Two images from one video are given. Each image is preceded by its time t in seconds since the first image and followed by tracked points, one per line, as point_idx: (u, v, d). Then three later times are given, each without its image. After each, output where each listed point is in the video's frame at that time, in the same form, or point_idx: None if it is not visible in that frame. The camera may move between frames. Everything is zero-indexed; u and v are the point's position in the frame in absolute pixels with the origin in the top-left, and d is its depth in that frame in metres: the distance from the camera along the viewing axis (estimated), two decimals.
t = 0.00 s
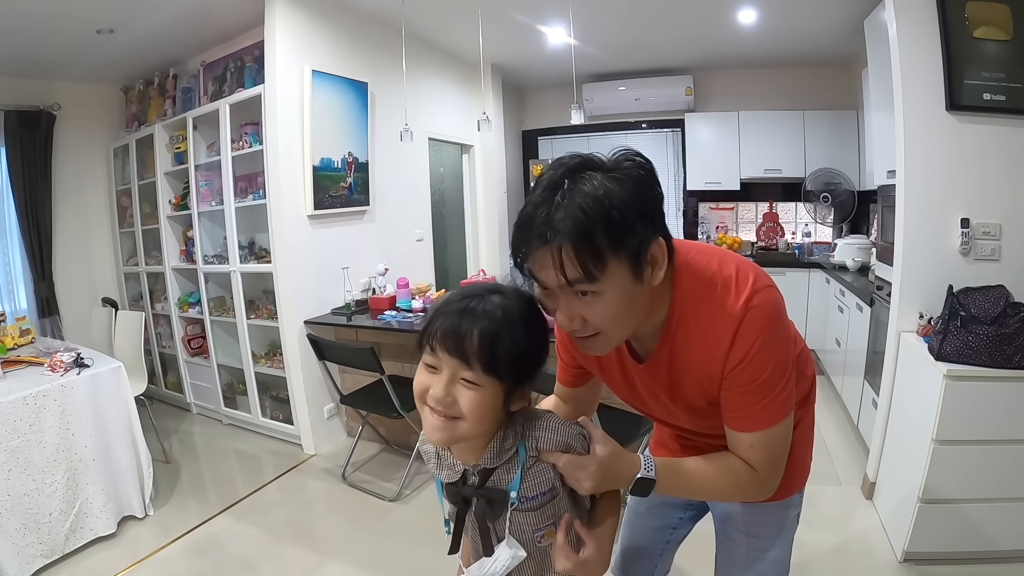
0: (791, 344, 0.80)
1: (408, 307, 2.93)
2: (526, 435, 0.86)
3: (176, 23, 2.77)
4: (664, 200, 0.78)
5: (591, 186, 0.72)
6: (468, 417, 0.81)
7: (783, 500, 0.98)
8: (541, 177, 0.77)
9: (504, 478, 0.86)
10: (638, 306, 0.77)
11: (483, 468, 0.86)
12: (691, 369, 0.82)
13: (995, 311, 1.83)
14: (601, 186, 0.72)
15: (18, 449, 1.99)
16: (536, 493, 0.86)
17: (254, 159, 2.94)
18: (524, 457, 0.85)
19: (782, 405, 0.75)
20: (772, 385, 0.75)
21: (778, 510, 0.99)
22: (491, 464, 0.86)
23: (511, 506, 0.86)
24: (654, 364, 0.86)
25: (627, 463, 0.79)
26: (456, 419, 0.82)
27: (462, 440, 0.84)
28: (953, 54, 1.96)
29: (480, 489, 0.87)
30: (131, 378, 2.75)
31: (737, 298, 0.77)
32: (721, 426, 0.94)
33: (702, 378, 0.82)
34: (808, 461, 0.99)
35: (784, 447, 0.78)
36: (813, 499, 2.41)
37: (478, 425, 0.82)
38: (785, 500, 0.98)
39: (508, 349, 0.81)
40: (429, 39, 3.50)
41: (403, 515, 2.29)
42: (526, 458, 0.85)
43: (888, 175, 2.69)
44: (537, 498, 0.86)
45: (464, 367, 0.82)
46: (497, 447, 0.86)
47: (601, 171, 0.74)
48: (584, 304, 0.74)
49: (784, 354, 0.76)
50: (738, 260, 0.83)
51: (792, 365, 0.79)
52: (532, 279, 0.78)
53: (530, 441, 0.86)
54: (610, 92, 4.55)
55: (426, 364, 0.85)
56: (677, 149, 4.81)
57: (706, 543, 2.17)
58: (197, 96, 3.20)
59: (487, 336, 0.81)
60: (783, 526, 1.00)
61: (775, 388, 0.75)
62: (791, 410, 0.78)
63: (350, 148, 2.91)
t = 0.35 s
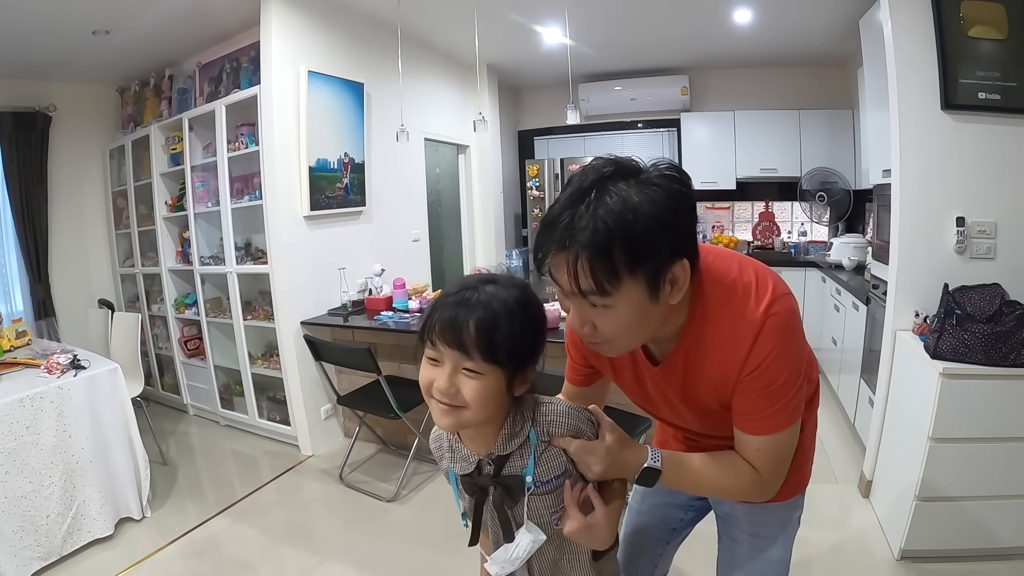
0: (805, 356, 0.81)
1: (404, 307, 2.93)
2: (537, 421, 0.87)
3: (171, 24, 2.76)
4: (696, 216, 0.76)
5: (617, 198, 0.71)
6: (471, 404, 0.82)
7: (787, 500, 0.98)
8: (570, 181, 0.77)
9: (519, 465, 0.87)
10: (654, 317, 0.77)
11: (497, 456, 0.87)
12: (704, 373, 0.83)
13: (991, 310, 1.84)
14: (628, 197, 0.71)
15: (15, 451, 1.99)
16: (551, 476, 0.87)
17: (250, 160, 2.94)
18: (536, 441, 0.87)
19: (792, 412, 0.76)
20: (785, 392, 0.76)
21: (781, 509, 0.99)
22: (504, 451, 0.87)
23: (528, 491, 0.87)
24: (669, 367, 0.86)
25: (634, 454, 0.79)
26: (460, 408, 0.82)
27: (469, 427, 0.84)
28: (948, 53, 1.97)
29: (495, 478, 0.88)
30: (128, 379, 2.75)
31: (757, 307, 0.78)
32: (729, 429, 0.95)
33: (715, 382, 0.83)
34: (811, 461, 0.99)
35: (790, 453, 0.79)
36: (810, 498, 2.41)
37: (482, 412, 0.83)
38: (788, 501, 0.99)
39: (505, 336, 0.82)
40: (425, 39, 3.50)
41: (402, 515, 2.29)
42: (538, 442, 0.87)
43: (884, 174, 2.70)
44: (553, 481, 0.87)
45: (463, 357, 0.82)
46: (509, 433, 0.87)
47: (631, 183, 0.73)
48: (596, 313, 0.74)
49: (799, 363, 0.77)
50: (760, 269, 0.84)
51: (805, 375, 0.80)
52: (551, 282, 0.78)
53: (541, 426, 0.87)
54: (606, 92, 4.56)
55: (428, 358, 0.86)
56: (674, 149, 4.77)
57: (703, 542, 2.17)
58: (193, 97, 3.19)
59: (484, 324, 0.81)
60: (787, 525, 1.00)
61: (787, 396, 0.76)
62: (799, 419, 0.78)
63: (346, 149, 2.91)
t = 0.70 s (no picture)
0: (812, 354, 0.82)
1: (398, 310, 2.93)
2: (535, 421, 0.87)
3: (163, 28, 2.76)
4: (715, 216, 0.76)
5: (638, 193, 0.71)
6: (458, 418, 0.83)
7: (785, 496, 0.98)
8: (593, 173, 0.77)
9: (522, 465, 0.87)
10: (666, 312, 0.77)
11: (500, 460, 0.87)
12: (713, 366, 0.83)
13: (983, 306, 1.84)
14: (650, 192, 0.71)
15: (9, 458, 1.98)
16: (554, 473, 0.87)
17: (243, 163, 2.93)
18: (535, 440, 0.86)
19: (796, 407, 0.77)
20: (790, 386, 0.76)
21: (779, 505, 0.99)
22: (506, 455, 0.87)
23: (533, 489, 0.87)
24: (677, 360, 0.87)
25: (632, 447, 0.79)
26: (449, 422, 0.84)
27: (465, 437, 0.86)
28: (938, 51, 1.98)
29: (501, 480, 0.87)
30: (122, 384, 2.74)
31: (766, 301, 0.78)
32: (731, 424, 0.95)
33: (724, 375, 0.83)
34: (809, 456, 0.99)
35: (791, 448, 0.79)
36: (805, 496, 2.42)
37: (472, 422, 0.83)
38: (786, 497, 0.99)
39: (469, 347, 0.81)
40: (417, 42, 3.50)
41: (398, 517, 2.29)
42: (537, 443, 0.87)
43: (874, 173, 2.71)
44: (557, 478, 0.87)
45: (434, 375, 0.82)
46: (508, 436, 0.87)
47: (653, 178, 0.73)
48: (608, 304, 0.74)
49: (805, 358, 0.77)
50: (772, 265, 0.84)
51: (810, 372, 0.80)
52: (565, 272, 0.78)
53: (538, 426, 0.87)
54: (598, 92, 4.56)
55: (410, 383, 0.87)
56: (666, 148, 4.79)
57: (699, 540, 2.17)
58: (184, 101, 3.19)
59: (446, 340, 0.81)
60: (786, 521, 1.00)
61: (792, 390, 0.76)
62: (802, 415, 0.78)
63: (338, 151, 2.91)
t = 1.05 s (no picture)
0: (809, 352, 0.82)
1: (398, 308, 2.92)
2: (533, 415, 0.87)
3: (161, 26, 2.75)
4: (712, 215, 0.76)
5: (633, 192, 0.71)
6: (453, 407, 0.82)
7: (780, 493, 0.98)
8: (589, 169, 0.77)
9: (521, 459, 0.87)
10: (661, 309, 0.77)
11: (498, 455, 0.87)
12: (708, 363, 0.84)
13: (982, 302, 1.84)
14: (646, 189, 0.71)
15: (10, 457, 1.98)
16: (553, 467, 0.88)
17: (242, 162, 2.93)
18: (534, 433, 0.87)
19: (792, 405, 0.77)
20: (787, 384, 0.76)
21: (778, 500, 0.99)
22: (504, 449, 0.87)
23: (532, 484, 0.87)
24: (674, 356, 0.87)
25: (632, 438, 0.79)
26: (444, 412, 0.83)
27: (459, 430, 0.84)
28: (937, 48, 1.98)
29: (499, 475, 0.88)
30: (122, 383, 2.75)
31: (763, 299, 0.79)
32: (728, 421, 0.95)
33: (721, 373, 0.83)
34: (807, 452, 0.99)
35: (788, 445, 0.79)
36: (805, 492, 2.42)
37: (466, 413, 0.82)
38: (783, 494, 0.99)
39: (469, 335, 0.81)
40: (415, 39, 3.50)
41: (398, 515, 2.29)
42: (536, 436, 0.87)
43: (873, 169, 2.71)
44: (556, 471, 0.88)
45: (433, 361, 0.82)
46: (507, 429, 0.87)
47: (649, 176, 0.73)
48: (602, 301, 0.75)
49: (801, 357, 0.78)
50: (770, 263, 0.84)
51: (807, 370, 0.81)
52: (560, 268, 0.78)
53: (537, 419, 0.87)
54: (597, 90, 4.56)
55: (407, 372, 0.87)
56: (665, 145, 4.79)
57: (699, 537, 2.18)
58: (183, 100, 3.18)
59: (449, 326, 0.82)
60: (785, 517, 1.00)
61: (788, 388, 0.76)
62: (798, 413, 0.79)
63: (338, 149, 2.91)
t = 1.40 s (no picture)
0: (812, 352, 0.82)
1: (398, 304, 2.90)
2: (546, 407, 0.89)
3: (160, 22, 2.75)
4: (714, 221, 0.75)
5: (634, 202, 0.70)
6: (462, 398, 0.82)
7: (782, 489, 0.98)
8: (589, 177, 0.76)
9: (538, 453, 0.88)
10: (662, 318, 0.77)
11: (516, 451, 0.88)
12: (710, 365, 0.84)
13: (982, 299, 1.84)
14: (646, 199, 0.70)
15: (9, 454, 1.98)
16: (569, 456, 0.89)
17: (241, 158, 2.93)
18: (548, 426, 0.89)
19: (796, 405, 0.77)
20: (790, 386, 0.76)
21: (780, 495, 0.99)
22: (521, 444, 0.87)
23: (551, 475, 0.89)
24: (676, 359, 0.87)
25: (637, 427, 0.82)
26: (454, 404, 0.83)
27: (468, 425, 0.84)
28: (937, 46, 1.98)
29: (518, 471, 0.88)
30: (122, 380, 2.74)
31: (766, 301, 0.78)
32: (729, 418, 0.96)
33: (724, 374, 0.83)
34: (809, 447, 0.99)
35: (793, 444, 0.80)
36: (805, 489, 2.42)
37: (475, 405, 0.83)
38: (784, 490, 0.99)
39: (481, 327, 0.83)
40: (415, 36, 3.49)
41: (398, 511, 2.29)
42: (551, 428, 0.89)
43: (875, 166, 2.70)
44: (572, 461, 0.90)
45: (444, 352, 0.83)
46: (523, 423, 0.88)
47: (650, 185, 0.72)
48: (603, 310, 0.74)
49: (804, 357, 0.78)
50: (771, 263, 0.84)
51: (810, 370, 0.81)
52: (561, 275, 0.78)
53: (550, 411, 0.89)
54: (597, 87, 4.56)
55: (417, 366, 0.87)
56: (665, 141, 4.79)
57: (699, 534, 2.18)
58: (182, 96, 3.18)
59: (459, 318, 0.84)
60: (786, 512, 1.00)
61: (791, 389, 0.76)
62: (802, 412, 0.79)
63: (337, 146, 2.90)
